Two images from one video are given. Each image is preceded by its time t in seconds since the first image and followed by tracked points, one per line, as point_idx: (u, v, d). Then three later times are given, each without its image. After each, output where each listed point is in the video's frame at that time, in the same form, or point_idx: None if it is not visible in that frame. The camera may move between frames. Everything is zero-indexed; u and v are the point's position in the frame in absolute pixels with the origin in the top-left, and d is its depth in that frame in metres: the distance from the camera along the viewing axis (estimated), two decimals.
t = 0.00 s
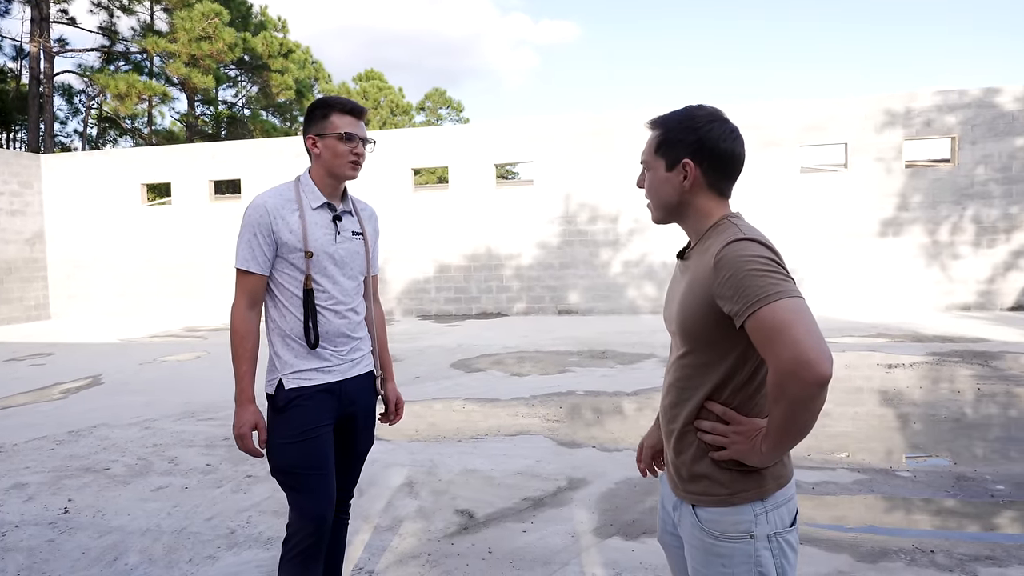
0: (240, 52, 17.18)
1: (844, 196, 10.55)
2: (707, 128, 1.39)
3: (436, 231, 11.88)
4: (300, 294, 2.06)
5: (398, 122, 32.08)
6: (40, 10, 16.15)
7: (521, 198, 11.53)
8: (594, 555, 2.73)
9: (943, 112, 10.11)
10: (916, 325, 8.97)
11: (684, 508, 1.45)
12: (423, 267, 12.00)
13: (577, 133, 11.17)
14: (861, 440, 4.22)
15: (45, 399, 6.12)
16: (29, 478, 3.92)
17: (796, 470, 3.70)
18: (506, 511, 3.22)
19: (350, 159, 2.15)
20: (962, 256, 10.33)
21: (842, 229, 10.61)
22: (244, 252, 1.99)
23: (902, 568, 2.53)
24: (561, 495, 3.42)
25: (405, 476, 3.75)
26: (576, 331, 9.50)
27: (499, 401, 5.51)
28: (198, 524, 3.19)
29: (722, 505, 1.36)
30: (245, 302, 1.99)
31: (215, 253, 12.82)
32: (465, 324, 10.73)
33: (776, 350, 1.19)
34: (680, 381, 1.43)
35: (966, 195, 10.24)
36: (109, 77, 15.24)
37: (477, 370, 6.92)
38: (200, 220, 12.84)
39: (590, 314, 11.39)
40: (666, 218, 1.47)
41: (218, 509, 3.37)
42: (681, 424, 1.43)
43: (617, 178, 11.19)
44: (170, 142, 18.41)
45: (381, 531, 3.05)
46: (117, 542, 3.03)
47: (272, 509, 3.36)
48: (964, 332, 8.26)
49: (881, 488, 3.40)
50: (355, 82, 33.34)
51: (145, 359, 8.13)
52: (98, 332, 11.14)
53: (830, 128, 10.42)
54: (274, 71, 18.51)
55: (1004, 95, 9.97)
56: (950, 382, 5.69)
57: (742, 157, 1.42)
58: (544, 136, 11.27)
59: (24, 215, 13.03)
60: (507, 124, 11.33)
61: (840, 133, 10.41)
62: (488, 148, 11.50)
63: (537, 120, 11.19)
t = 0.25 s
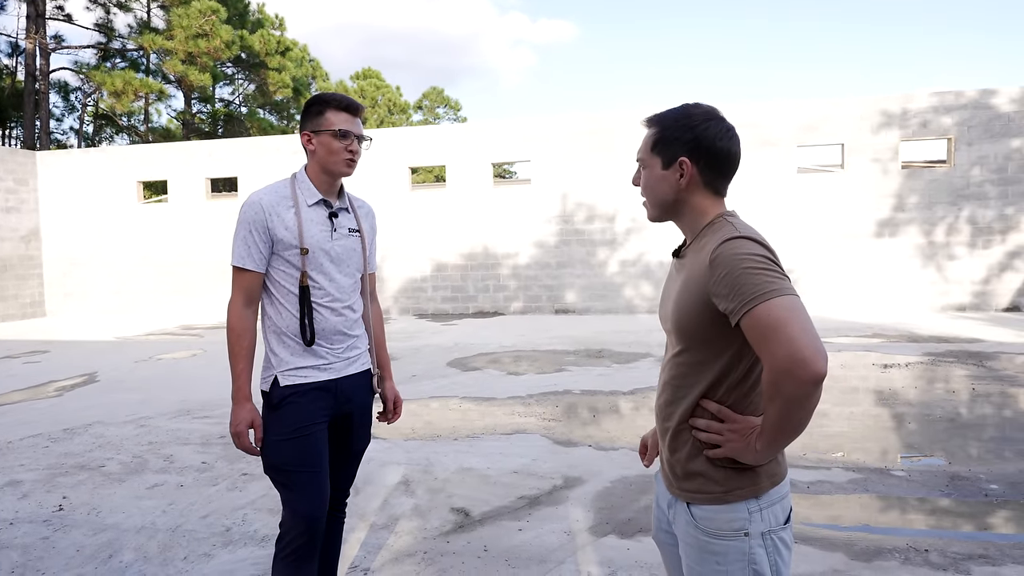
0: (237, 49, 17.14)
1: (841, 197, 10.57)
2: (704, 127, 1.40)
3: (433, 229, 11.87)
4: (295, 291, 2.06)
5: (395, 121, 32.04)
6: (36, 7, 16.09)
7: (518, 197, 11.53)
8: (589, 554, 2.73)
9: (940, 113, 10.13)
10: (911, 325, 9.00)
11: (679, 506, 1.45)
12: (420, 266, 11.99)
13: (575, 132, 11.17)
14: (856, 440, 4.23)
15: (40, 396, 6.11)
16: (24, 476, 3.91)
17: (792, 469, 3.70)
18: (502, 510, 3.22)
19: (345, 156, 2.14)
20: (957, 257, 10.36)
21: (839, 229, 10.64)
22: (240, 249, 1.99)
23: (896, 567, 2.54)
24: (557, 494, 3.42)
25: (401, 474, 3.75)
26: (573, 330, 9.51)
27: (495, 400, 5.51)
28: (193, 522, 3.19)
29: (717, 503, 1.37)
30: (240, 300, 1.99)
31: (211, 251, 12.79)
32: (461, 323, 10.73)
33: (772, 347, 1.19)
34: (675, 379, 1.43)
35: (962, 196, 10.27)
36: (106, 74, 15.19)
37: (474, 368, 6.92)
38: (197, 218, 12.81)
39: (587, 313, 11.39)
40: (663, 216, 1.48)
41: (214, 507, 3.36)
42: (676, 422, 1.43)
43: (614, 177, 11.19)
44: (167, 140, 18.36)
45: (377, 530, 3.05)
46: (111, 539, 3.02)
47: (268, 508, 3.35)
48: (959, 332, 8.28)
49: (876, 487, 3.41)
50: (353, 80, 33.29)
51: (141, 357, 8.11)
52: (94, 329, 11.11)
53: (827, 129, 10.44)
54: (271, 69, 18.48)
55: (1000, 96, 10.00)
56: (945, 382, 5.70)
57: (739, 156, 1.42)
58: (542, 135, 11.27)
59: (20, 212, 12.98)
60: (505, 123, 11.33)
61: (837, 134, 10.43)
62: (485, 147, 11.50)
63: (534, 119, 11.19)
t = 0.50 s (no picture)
0: (233, 47, 17.10)
1: (837, 196, 10.59)
2: (699, 126, 1.40)
3: (429, 228, 11.86)
4: (289, 289, 2.06)
5: (392, 119, 31.98)
6: (31, 4, 16.03)
7: (514, 196, 11.52)
8: (585, 552, 2.74)
9: (935, 113, 10.16)
10: (906, 324, 9.02)
11: (673, 504, 1.45)
12: (417, 265, 11.98)
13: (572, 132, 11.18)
14: (851, 439, 4.24)
15: (35, 395, 6.09)
16: (18, 475, 3.90)
17: (787, 468, 3.71)
18: (498, 508, 3.23)
19: (339, 153, 2.14)
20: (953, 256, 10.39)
21: (835, 229, 10.66)
22: (234, 247, 1.99)
23: (890, 565, 2.55)
24: (552, 492, 3.43)
25: (397, 473, 3.75)
26: (569, 329, 9.51)
27: (491, 399, 5.51)
28: (188, 521, 3.18)
29: (711, 501, 1.37)
30: (234, 297, 1.99)
31: (207, 249, 12.76)
32: (458, 322, 10.73)
33: (765, 345, 1.20)
34: (669, 377, 1.43)
35: (957, 196, 10.30)
36: (101, 71, 15.14)
37: (470, 367, 6.92)
38: (192, 216, 12.78)
39: (584, 312, 11.40)
40: (657, 215, 1.48)
41: (209, 506, 3.36)
42: (670, 420, 1.43)
43: (611, 176, 11.19)
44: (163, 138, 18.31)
45: (373, 528, 3.05)
46: (106, 538, 3.02)
47: (263, 506, 3.35)
48: (954, 332, 8.31)
49: (871, 486, 3.42)
50: (350, 79, 33.24)
51: (136, 355, 8.09)
52: (89, 328, 11.07)
53: (823, 128, 10.45)
54: (268, 68, 18.44)
55: (995, 97, 10.03)
56: (940, 381, 5.72)
57: (734, 155, 1.42)
58: (539, 134, 11.27)
59: (15, 210, 12.94)
60: (501, 122, 11.33)
61: (833, 133, 10.44)
62: (482, 145, 11.49)
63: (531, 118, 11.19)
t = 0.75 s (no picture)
0: (229, 46, 17.06)
1: (833, 195, 10.61)
2: (696, 123, 1.40)
3: (426, 227, 11.85)
4: (285, 288, 2.06)
5: (389, 119, 31.95)
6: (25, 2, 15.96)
7: (511, 195, 11.52)
8: (582, 550, 2.74)
9: (931, 111, 10.19)
10: (902, 322, 9.05)
11: (669, 502, 1.46)
12: (414, 264, 11.98)
13: (568, 130, 11.18)
14: (848, 437, 4.25)
15: (31, 395, 6.07)
16: (14, 475, 3.89)
17: (783, 465, 3.72)
18: (494, 507, 3.23)
19: (334, 151, 2.13)
20: (948, 255, 10.42)
21: (831, 227, 10.68)
22: (229, 245, 1.98)
23: (886, 563, 2.55)
24: (549, 491, 3.43)
25: (394, 472, 3.75)
26: (567, 328, 9.51)
27: (488, 398, 5.51)
28: (184, 520, 3.18)
29: (707, 498, 1.37)
30: (229, 294, 1.98)
31: (203, 248, 12.74)
32: (455, 320, 10.73)
33: (761, 343, 1.20)
34: (666, 375, 1.44)
35: (953, 194, 10.33)
36: (96, 70, 15.09)
37: (467, 366, 6.93)
38: (188, 215, 12.75)
39: (581, 311, 11.41)
40: (653, 212, 1.48)
41: (205, 505, 3.36)
42: (667, 418, 1.43)
43: (607, 175, 11.20)
44: (158, 137, 18.26)
45: (369, 527, 3.05)
46: (102, 538, 3.01)
47: (260, 505, 3.35)
48: (949, 330, 8.34)
49: (867, 483, 3.43)
50: (346, 78, 33.20)
51: (133, 355, 8.07)
52: (85, 327, 11.04)
53: (819, 127, 10.47)
54: (264, 66, 18.41)
55: (990, 95, 10.05)
56: (936, 379, 5.74)
57: (729, 152, 1.42)
58: (535, 133, 11.27)
59: (10, 210, 12.90)
60: (498, 121, 11.33)
61: (829, 132, 10.46)
62: (479, 144, 11.49)
63: (528, 117, 11.19)
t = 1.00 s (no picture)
0: (226, 45, 17.03)
1: (829, 194, 10.62)
2: (694, 123, 1.40)
3: (424, 226, 11.84)
4: (282, 288, 2.05)
5: (386, 117, 31.91)
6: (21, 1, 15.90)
7: (508, 194, 11.52)
8: (579, 549, 2.74)
9: (927, 110, 10.20)
10: (899, 321, 9.07)
11: (667, 500, 1.46)
12: (411, 263, 11.97)
13: (566, 129, 11.18)
14: (845, 435, 4.26)
15: (27, 395, 6.06)
16: (10, 475, 3.88)
17: (780, 464, 3.73)
18: (492, 506, 3.23)
19: (332, 150, 2.13)
20: (945, 253, 10.44)
21: (828, 226, 10.70)
22: (226, 244, 1.97)
23: (882, 561, 2.56)
24: (547, 490, 3.43)
25: (391, 471, 3.75)
26: (565, 327, 9.52)
27: (486, 397, 5.51)
28: (182, 520, 3.17)
29: (706, 498, 1.37)
30: (225, 296, 1.98)
31: (200, 248, 12.71)
32: (453, 320, 10.73)
33: (761, 342, 1.20)
34: (665, 374, 1.44)
35: (949, 192, 10.35)
36: (92, 69, 15.05)
37: (465, 365, 6.93)
38: (185, 215, 12.72)
39: (578, 310, 11.41)
40: (651, 211, 1.48)
41: (203, 505, 3.35)
42: (666, 418, 1.44)
43: (605, 174, 11.20)
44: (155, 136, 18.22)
45: (367, 526, 3.05)
46: (99, 538, 3.00)
47: (257, 505, 3.34)
48: (946, 328, 8.36)
49: (864, 481, 3.44)
50: (343, 76, 33.15)
51: (129, 354, 8.05)
52: (82, 327, 11.02)
53: (816, 126, 10.48)
54: (261, 65, 18.38)
55: (987, 94, 10.07)
56: (932, 377, 5.76)
57: (727, 152, 1.42)
58: (532, 132, 11.27)
59: (5, 209, 12.86)
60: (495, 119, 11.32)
61: (826, 131, 10.48)
62: (476, 143, 11.48)
63: (525, 116, 11.19)
